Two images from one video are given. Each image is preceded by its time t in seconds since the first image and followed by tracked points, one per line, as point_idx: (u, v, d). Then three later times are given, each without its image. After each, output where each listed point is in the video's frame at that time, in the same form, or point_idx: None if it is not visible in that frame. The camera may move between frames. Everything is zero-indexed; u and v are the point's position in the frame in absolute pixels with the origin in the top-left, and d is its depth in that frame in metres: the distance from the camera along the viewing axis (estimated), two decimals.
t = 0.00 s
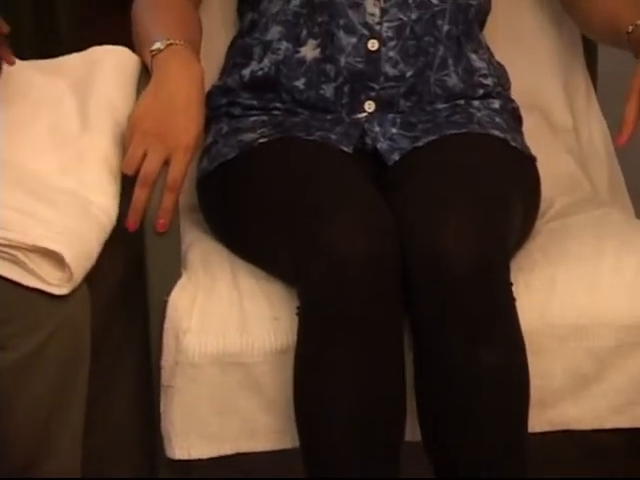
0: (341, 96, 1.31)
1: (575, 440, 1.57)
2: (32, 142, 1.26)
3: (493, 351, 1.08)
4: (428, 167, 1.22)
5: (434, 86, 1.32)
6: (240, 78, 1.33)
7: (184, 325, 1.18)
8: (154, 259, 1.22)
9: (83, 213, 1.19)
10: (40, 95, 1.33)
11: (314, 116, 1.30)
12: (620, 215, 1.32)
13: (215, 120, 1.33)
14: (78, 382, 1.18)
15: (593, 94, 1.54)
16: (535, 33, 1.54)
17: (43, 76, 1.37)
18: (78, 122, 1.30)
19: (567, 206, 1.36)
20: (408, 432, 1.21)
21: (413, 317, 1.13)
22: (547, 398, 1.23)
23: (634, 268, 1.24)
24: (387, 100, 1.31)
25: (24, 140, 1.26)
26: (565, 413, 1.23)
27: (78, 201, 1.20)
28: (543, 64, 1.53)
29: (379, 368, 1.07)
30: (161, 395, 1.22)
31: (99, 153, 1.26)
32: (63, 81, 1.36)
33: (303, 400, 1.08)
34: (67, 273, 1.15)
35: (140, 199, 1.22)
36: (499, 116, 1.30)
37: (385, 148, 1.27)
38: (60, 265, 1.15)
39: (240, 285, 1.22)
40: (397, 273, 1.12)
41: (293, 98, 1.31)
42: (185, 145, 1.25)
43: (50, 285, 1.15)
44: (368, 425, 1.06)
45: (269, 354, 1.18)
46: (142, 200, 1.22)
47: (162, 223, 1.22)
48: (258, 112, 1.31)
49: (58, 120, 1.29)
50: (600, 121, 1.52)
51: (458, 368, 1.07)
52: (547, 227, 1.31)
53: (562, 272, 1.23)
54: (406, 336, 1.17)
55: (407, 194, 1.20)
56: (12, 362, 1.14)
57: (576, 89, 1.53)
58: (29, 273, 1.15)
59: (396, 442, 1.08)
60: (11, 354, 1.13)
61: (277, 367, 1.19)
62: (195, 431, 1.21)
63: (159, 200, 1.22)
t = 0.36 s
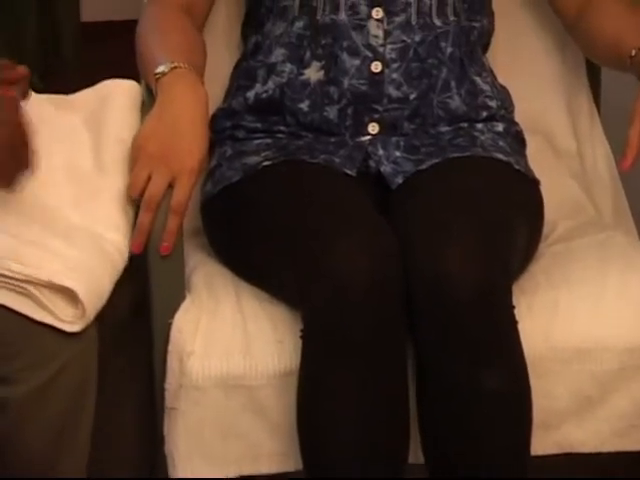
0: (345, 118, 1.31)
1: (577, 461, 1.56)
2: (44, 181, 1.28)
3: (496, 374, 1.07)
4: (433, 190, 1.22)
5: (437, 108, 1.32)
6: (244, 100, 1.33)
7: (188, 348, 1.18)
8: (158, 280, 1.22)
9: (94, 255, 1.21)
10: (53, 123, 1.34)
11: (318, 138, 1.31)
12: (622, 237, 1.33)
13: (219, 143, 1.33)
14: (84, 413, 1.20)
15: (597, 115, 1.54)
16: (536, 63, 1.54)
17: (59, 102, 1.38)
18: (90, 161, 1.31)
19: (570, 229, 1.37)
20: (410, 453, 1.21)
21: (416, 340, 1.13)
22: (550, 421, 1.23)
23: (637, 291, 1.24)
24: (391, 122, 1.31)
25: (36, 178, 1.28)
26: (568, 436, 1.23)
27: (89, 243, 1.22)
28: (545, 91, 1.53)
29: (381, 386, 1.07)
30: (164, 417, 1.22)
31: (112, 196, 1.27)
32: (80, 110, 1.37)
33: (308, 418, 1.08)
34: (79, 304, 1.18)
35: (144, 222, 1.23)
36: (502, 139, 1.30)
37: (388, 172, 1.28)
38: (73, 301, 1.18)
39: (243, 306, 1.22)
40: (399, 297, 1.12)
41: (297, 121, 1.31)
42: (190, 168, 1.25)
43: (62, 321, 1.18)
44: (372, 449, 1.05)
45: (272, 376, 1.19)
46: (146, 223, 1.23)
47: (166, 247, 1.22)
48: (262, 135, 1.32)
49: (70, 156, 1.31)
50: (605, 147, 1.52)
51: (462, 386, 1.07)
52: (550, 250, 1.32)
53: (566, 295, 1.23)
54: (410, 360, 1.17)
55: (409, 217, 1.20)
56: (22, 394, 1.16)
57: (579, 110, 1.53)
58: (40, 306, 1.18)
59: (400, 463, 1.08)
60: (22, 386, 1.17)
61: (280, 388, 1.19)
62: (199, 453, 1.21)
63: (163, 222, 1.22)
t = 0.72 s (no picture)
0: (346, 143, 1.31)
1: None
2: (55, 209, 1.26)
3: (498, 400, 1.07)
4: (433, 215, 1.22)
5: (438, 133, 1.33)
6: (245, 125, 1.33)
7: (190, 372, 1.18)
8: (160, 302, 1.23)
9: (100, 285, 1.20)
10: (60, 149, 1.32)
11: (319, 162, 1.31)
12: (623, 262, 1.33)
13: (220, 167, 1.33)
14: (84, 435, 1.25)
15: (596, 138, 1.55)
16: (538, 86, 1.53)
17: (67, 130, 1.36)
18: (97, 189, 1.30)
19: (570, 252, 1.37)
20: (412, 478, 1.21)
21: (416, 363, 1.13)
22: (551, 445, 1.23)
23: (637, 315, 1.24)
24: (392, 146, 1.32)
25: (44, 199, 1.26)
26: (569, 460, 1.24)
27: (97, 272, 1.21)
28: (546, 114, 1.53)
29: (380, 410, 1.07)
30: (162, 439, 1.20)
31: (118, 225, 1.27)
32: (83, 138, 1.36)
33: (310, 443, 1.07)
34: (87, 340, 1.21)
35: (146, 245, 1.23)
36: (503, 164, 1.31)
37: (389, 196, 1.28)
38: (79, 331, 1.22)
39: (245, 332, 1.22)
40: (400, 321, 1.13)
41: (298, 145, 1.31)
42: (191, 194, 1.25)
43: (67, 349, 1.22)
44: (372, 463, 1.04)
45: (274, 400, 1.19)
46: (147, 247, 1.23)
47: (168, 271, 1.23)
48: (264, 159, 1.32)
49: (77, 182, 1.30)
50: (604, 169, 1.53)
51: (464, 411, 1.07)
52: (550, 274, 1.32)
53: (566, 320, 1.23)
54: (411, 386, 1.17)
55: (412, 241, 1.20)
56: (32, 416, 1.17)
57: (579, 132, 1.54)
58: (45, 335, 1.20)
59: None
60: (28, 411, 1.17)
61: (282, 413, 1.19)
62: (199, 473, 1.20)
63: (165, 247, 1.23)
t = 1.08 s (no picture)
0: (344, 170, 1.31)
1: None
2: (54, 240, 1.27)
3: (499, 426, 1.06)
4: (432, 243, 1.22)
5: (437, 161, 1.33)
6: (244, 153, 1.34)
7: (188, 399, 1.17)
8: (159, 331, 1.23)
9: (101, 313, 1.22)
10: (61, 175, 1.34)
11: (318, 190, 1.31)
12: (623, 290, 1.33)
13: (219, 195, 1.34)
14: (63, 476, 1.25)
15: (596, 168, 1.53)
16: (536, 114, 1.54)
17: (65, 155, 1.38)
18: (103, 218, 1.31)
19: (569, 280, 1.37)
20: None
21: (416, 391, 1.13)
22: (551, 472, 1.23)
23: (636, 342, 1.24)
24: (390, 174, 1.32)
25: (41, 233, 1.27)
26: None
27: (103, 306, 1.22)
28: (545, 142, 1.53)
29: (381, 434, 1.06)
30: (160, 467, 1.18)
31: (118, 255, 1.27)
32: (85, 168, 1.37)
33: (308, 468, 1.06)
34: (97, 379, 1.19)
35: (143, 274, 1.24)
36: (501, 192, 1.31)
37: (388, 224, 1.28)
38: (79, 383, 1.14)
39: (244, 360, 1.21)
40: (400, 347, 1.13)
41: (297, 173, 1.31)
42: (191, 219, 1.25)
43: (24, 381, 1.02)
44: None
45: (275, 429, 1.17)
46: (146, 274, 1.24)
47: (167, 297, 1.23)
48: (262, 187, 1.32)
49: (80, 215, 1.31)
50: (602, 197, 1.52)
51: (464, 437, 1.06)
52: (549, 302, 1.32)
53: (565, 348, 1.23)
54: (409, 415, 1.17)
55: (411, 268, 1.20)
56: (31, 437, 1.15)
57: (577, 163, 1.53)
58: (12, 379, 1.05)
59: None
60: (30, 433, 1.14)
61: (280, 442, 1.18)
62: None
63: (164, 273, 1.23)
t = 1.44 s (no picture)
0: (342, 198, 1.32)
1: None
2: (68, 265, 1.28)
3: (496, 455, 1.05)
4: (430, 271, 1.22)
5: (435, 189, 1.33)
6: (242, 181, 1.34)
7: (186, 427, 1.17)
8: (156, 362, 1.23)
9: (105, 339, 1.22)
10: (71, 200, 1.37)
11: (316, 218, 1.31)
12: (621, 315, 1.33)
13: (216, 223, 1.34)
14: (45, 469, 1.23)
15: (592, 192, 1.54)
16: (534, 141, 1.54)
17: (70, 185, 1.43)
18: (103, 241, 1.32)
19: (567, 307, 1.37)
20: None
21: (414, 418, 1.13)
22: None
23: (635, 369, 1.24)
24: (388, 202, 1.32)
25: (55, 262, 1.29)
26: None
27: (107, 330, 1.22)
28: (541, 168, 1.53)
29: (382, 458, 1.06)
30: None
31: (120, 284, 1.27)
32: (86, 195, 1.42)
33: None
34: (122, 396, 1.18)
35: (143, 300, 1.24)
36: (499, 219, 1.31)
37: (386, 251, 1.28)
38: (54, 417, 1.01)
39: (242, 389, 1.20)
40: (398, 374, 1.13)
41: (295, 201, 1.31)
42: (189, 249, 1.26)
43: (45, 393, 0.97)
44: None
45: (274, 457, 1.16)
46: (145, 302, 1.24)
47: (165, 326, 1.23)
48: (260, 215, 1.32)
49: (84, 243, 1.32)
50: (599, 222, 1.52)
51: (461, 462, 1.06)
52: (547, 330, 1.32)
53: (562, 375, 1.23)
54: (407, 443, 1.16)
55: (410, 297, 1.20)
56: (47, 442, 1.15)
57: (575, 185, 1.53)
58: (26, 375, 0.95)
59: None
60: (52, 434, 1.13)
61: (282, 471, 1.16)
62: None
63: (162, 301, 1.24)
